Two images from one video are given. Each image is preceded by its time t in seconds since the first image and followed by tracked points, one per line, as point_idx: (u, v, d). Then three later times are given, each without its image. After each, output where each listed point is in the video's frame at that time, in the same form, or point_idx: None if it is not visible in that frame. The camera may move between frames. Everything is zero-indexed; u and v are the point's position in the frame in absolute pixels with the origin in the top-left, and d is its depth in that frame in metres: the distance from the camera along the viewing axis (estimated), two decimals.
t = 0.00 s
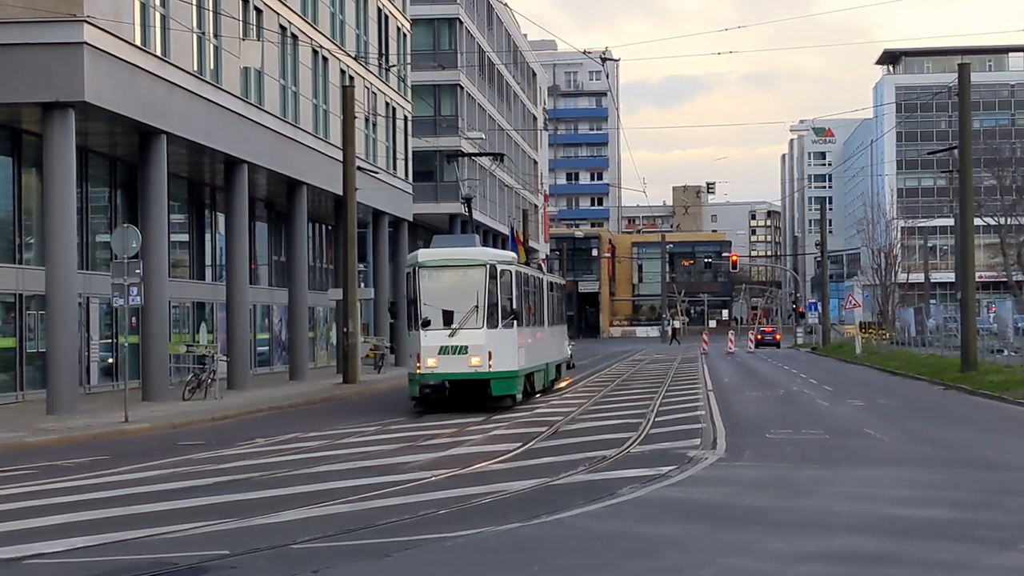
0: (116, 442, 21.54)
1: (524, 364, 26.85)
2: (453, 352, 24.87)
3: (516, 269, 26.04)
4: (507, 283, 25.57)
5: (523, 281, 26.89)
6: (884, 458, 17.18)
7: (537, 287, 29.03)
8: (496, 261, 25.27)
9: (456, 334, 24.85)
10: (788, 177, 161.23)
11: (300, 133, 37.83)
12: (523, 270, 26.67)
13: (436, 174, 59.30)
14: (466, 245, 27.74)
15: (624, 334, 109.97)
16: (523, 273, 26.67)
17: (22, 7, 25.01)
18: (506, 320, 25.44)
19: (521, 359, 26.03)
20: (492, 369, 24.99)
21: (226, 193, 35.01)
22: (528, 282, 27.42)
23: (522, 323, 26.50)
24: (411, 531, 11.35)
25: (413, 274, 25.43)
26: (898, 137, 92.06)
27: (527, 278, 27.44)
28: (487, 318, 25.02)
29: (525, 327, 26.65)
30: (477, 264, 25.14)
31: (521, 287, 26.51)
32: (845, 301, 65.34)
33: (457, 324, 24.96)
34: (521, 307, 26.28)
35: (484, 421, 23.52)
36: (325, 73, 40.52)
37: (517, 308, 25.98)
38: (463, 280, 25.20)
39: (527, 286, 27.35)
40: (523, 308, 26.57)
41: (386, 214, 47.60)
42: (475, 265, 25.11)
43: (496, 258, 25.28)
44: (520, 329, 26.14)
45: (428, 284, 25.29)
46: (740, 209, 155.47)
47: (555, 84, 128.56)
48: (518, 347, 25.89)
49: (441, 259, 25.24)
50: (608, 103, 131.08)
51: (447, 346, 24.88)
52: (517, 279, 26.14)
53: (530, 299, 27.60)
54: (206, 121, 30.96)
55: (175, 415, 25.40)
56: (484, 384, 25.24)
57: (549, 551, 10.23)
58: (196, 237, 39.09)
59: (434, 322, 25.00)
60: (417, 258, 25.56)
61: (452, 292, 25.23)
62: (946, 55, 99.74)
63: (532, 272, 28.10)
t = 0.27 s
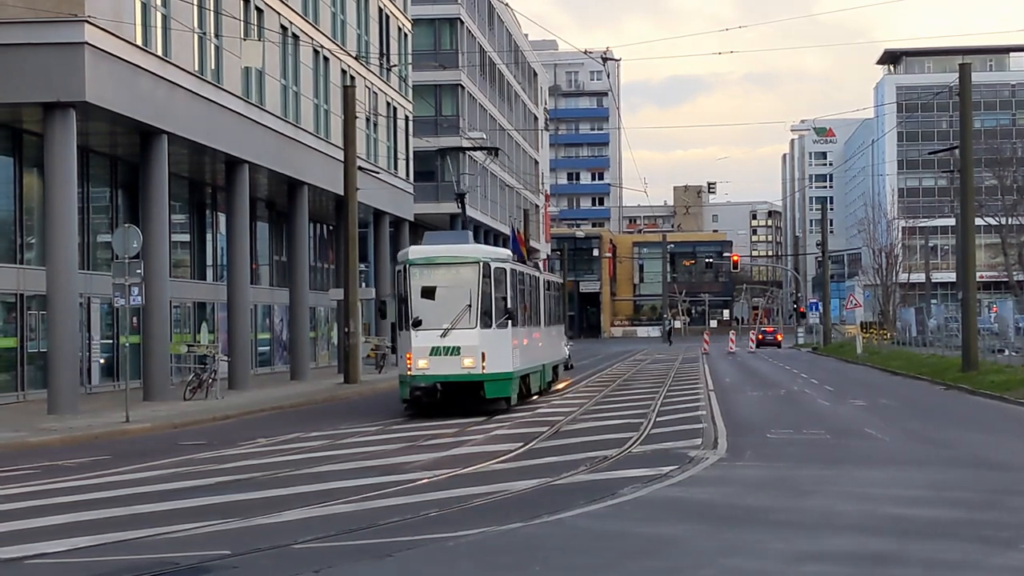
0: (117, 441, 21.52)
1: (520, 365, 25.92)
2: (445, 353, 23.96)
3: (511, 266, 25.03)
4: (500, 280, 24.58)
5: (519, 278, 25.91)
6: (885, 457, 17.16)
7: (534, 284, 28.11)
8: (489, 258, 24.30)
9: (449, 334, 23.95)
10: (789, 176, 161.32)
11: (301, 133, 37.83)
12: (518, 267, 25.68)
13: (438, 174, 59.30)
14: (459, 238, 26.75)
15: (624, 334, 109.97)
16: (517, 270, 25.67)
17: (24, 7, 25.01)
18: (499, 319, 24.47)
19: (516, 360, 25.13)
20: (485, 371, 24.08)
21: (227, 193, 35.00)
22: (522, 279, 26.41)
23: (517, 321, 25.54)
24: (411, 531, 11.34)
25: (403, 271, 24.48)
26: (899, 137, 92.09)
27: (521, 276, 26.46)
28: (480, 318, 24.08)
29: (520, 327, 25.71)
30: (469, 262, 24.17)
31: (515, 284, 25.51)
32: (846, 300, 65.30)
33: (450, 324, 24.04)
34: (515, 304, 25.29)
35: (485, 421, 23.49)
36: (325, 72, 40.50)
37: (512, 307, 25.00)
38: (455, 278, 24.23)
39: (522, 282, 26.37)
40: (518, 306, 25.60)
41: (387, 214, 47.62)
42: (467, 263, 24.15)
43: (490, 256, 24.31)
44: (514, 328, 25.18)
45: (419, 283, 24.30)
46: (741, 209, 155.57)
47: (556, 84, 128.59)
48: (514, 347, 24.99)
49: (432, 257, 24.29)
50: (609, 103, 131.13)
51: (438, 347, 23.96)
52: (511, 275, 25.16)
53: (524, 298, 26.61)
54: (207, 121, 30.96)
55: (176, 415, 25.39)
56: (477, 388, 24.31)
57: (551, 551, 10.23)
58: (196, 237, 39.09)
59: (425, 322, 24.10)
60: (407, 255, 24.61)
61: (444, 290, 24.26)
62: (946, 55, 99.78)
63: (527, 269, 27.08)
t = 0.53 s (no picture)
0: (116, 441, 21.51)
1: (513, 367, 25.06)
2: (435, 355, 23.10)
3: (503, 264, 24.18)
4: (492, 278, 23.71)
5: (511, 277, 25.06)
6: (885, 457, 17.16)
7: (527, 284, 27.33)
8: (481, 256, 23.40)
9: (439, 335, 23.08)
10: (788, 176, 161.38)
11: (301, 133, 37.83)
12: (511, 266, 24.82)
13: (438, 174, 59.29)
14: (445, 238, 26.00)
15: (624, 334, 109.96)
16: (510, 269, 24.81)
17: (24, 7, 25.02)
18: (491, 319, 23.60)
19: (509, 362, 24.30)
20: (477, 372, 23.20)
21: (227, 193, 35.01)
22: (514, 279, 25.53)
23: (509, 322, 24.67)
24: (411, 531, 11.35)
25: (391, 270, 23.57)
26: (898, 137, 92.12)
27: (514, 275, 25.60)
28: (472, 317, 23.22)
29: (513, 328, 24.89)
30: (461, 259, 23.28)
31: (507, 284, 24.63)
32: (846, 300, 65.25)
33: (440, 324, 23.17)
34: (506, 303, 24.41)
35: (485, 421, 23.48)
36: (325, 73, 40.52)
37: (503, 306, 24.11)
38: (445, 276, 23.33)
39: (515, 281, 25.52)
40: (509, 306, 24.73)
41: (387, 214, 47.63)
42: (458, 260, 23.26)
43: (482, 253, 23.43)
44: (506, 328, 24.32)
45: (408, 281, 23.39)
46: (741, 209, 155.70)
47: (556, 84, 128.64)
48: (506, 348, 24.15)
49: (422, 253, 23.38)
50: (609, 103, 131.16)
51: (428, 348, 23.09)
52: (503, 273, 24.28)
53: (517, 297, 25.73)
54: (207, 121, 30.98)
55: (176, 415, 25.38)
56: (468, 390, 23.46)
57: (551, 551, 10.23)
58: (196, 237, 39.10)
59: (414, 322, 23.20)
60: (395, 252, 23.71)
61: (435, 289, 23.37)
62: (946, 54, 99.83)
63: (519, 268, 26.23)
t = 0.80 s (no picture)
0: (116, 441, 21.51)
1: (504, 369, 24.34)
2: (425, 356, 22.35)
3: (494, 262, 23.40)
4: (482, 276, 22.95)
5: (503, 275, 24.29)
6: (885, 457, 17.16)
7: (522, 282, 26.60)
8: (472, 253, 22.64)
9: (428, 336, 22.32)
10: (788, 176, 161.41)
11: (300, 133, 37.85)
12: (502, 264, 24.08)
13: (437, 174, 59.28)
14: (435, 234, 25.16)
15: (624, 335, 109.96)
16: (502, 267, 24.05)
17: (24, 7, 25.02)
18: (482, 319, 22.85)
19: (500, 363, 23.59)
20: (468, 375, 22.48)
21: (226, 193, 35.01)
22: (507, 277, 24.76)
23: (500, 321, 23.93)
24: (411, 531, 11.36)
25: (380, 267, 22.80)
26: (898, 137, 92.14)
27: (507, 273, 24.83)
28: (462, 317, 22.48)
29: (506, 329, 24.13)
30: (451, 257, 22.51)
31: (499, 282, 23.89)
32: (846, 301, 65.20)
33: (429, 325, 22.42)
34: (498, 302, 23.66)
35: (485, 422, 23.49)
36: (325, 73, 40.53)
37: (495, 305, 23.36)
38: (435, 274, 22.56)
39: (507, 279, 24.74)
40: (501, 304, 23.98)
41: (386, 215, 47.65)
42: (448, 258, 22.49)
43: (472, 251, 22.67)
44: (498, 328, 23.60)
45: (398, 280, 22.61)
46: (740, 209, 155.78)
47: (555, 84, 128.67)
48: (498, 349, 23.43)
49: (411, 251, 22.60)
50: (609, 103, 131.18)
51: (417, 349, 22.35)
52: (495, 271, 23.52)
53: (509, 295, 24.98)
54: (207, 121, 30.99)
55: (176, 415, 25.38)
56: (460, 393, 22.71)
57: (551, 551, 10.23)
58: (196, 238, 39.12)
59: (403, 323, 22.44)
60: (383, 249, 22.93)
61: (425, 289, 22.60)
62: (946, 55, 99.84)
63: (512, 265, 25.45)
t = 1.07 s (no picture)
0: (116, 441, 21.50)
1: (500, 371, 23.48)
2: (414, 358, 21.50)
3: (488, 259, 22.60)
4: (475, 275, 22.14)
5: (497, 273, 23.47)
6: (884, 458, 17.15)
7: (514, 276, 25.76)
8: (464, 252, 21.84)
9: (418, 336, 21.47)
10: (788, 175, 161.50)
11: (300, 133, 37.85)
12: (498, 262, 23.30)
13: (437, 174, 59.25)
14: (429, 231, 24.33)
15: (624, 334, 109.98)
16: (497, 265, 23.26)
17: (23, 7, 25.01)
18: (475, 318, 22.04)
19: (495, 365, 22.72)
20: (460, 377, 21.62)
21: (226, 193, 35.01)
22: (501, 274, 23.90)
23: (494, 320, 23.11)
24: (413, 530, 11.39)
25: (368, 265, 22.00)
26: (898, 136, 92.13)
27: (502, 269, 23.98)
28: (453, 317, 21.64)
29: (499, 329, 23.28)
30: (441, 255, 21.71)
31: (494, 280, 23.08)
32: (846, 300, 65.18)
33: (419, 325, 21.58)
34: (493, 301, 22.84)
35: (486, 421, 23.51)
36: (325, 73, 40.52)
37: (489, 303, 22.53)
38: (425, 272, 21.74)
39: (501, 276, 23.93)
40: (495, 303, 23.18)
41: (386, 214, 47.65)
42: (439, 255, 21.70)
43: (464, 248, 21.88)
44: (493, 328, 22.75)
45: (387, 278, 21.81)
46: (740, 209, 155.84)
47: (555, 84, 128.66)
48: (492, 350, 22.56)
49: (401, 248, 21.81)
50: (608, 103, 131.19)
51: (406, 350, 21.49)
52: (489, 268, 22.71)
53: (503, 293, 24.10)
54: (206, 121, 30.97)
55: (176, 415, 25.37)
56: (451, 396, 21.88)
57: (550, 551, 10.23)
58: (196, 238, 39.12)
59: (392, 322, 21.61)
60: (372, 247, 22.15)
61: (415, 288, 21.80)
62: (946, 54, 99.84)
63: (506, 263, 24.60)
